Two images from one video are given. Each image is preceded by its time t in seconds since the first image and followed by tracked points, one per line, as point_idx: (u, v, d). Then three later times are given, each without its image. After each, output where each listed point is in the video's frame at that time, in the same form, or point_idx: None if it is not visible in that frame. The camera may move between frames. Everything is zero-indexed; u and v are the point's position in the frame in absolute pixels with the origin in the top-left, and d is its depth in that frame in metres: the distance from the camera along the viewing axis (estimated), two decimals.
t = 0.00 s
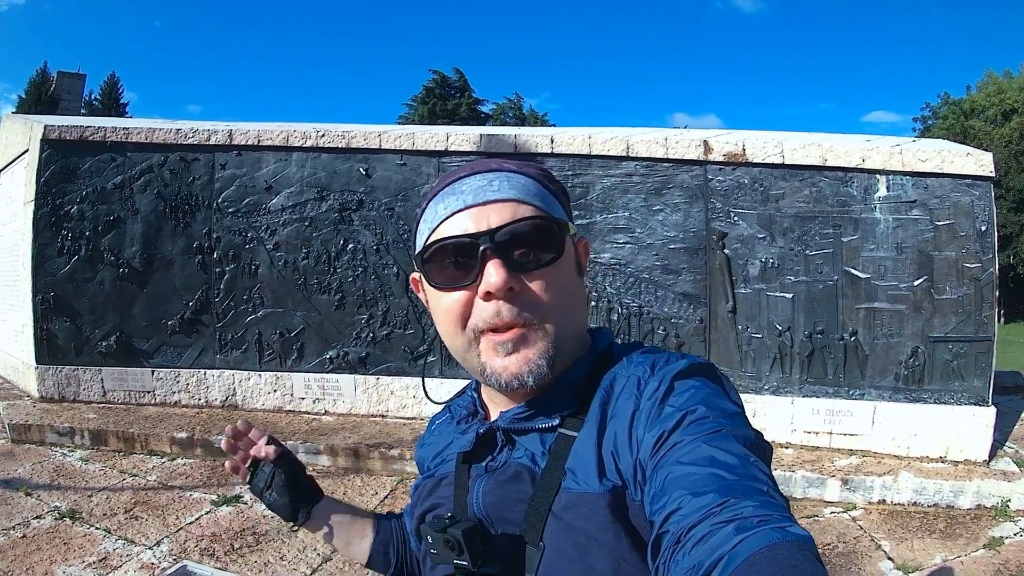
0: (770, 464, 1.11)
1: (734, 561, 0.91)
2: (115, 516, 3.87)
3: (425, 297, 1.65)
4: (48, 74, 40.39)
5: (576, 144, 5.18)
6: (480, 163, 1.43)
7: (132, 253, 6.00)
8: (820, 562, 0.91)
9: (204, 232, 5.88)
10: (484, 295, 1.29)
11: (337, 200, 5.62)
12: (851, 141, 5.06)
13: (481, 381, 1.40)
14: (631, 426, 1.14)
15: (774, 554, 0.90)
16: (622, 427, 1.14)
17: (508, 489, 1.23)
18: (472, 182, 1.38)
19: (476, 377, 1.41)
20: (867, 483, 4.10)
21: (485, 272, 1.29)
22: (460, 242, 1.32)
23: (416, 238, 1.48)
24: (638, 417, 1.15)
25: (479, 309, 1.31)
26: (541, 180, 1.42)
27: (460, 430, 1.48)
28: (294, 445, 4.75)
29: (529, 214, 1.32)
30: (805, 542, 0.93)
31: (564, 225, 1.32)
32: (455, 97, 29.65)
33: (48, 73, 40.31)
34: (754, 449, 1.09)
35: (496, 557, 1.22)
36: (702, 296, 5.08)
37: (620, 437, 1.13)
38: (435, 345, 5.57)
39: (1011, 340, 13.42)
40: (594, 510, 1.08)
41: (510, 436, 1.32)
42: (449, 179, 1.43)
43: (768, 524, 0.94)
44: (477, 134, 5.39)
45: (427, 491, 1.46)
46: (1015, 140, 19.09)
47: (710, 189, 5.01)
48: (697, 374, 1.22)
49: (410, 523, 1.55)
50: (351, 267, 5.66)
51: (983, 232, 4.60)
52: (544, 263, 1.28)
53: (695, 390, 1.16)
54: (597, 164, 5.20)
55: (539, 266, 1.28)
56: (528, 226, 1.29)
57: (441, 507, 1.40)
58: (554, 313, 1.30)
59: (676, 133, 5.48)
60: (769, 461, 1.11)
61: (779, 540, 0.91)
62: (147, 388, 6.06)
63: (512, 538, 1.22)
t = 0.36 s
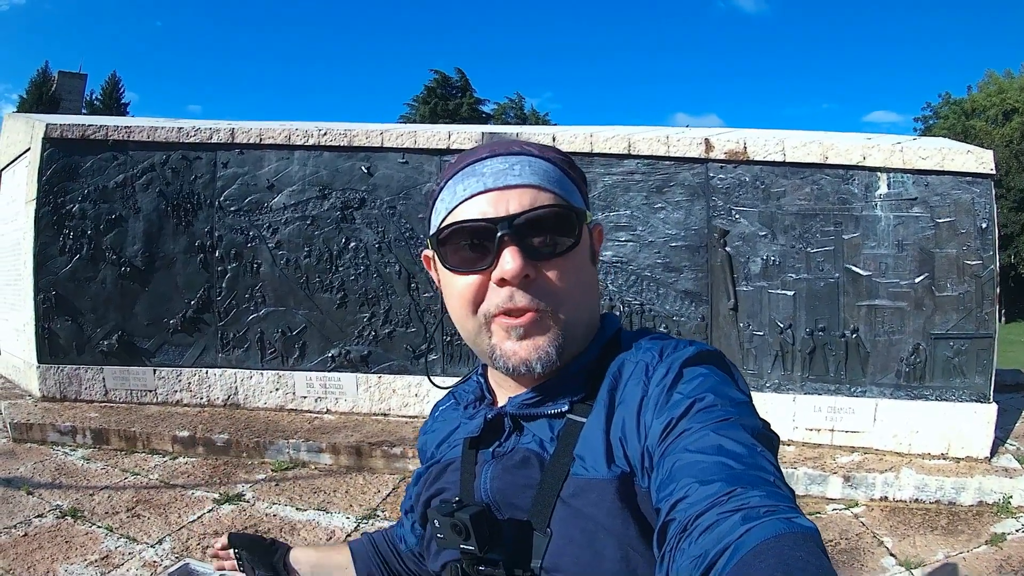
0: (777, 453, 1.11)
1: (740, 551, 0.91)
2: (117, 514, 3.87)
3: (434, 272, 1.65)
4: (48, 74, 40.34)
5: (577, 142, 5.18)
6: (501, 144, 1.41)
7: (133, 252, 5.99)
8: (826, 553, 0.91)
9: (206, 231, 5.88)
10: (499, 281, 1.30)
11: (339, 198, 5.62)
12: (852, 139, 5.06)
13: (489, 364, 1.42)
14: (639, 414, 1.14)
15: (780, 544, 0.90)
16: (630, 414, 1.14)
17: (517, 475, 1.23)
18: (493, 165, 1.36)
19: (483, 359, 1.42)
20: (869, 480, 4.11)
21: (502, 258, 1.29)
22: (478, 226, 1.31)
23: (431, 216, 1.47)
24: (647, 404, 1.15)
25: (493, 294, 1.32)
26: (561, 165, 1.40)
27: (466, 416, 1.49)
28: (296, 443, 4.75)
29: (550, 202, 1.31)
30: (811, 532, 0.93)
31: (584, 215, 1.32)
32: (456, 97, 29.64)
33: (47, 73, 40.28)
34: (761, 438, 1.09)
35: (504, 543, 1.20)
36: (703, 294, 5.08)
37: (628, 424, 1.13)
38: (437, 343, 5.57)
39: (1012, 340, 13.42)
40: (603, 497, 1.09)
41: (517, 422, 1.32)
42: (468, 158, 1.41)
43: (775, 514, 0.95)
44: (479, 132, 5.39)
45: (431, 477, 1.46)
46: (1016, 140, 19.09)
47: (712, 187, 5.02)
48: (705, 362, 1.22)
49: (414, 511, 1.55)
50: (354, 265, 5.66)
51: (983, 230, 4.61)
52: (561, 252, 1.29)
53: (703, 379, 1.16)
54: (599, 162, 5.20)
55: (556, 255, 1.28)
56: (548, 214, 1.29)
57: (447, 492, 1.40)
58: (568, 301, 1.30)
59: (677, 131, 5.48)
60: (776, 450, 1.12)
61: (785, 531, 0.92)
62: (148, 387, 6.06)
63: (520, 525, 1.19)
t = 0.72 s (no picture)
0: (765, 458, 1.12)
1: (731, 556, 0.91)
2: (117, 513, 3.87)
3: (419, 278, 1.65)
4: (49, 72, 40.34)
5: (578, 142, 5.18)
6: (487, 151, 1.41)
7: (134, 251, 5.99)
8: (816, 557, 0.91)
9: (207, 230, 5.88)
10: (484, 293, 1.30)
11: (340, 198, 5.61)
12: (853, 139, 5.06)
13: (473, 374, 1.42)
14: (626, 420, 1.14)
15: (772, 548, 0.90)
16: (617, 420, 1.14)
17: (503, 482, 1.23)
18: (479, 174, 1.36)
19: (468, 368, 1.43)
20: (869, 481, 4.11)
21: (487, 270, 1.30)
22: (463, 237, 1.32)
23: (417, 224, 1.48)
24: (633, 410, 1.15)
25: (478, 306, 1.32)
26: (548, 173, 1.40)
27: (452, 423, 1.49)
28: (296, 443, 4.75)
29: (535, 213, 1.32)
30: (802, 536, 0.93)
31: (570, 225, 1.32)
32: (457, 96, 29.64)
33: (49, 71, 40.28)
34: (749, 443, 1.10)
35: (491, 553, 1.19)
36: (704, 294, 5.08)
37: (616, 431, 1.13)
38: (437, 343, 5.57)
39: (1013, 340, 13.41)
40: (590, 503, 1.09)
41: (503, 430, 1.33)
42: (455, 166, 1.41)
43: (764, 518, 0.95)
44: (480, 132, 5.39)
45: (419, 484, 1.46)
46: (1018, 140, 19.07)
47: (713, 187, 5.02)
48: (692, 368, 1.23)
49: (403, 518, 1.56)
50: (354, 265, 5.66)
51: (984, 231, 4.61)
52: (546, 263, 1.29)
53: (690, 384, 1.17)
54: (600, 162, 5.20)
55: (542, 267, 1.29)
56: (533, 226, 1.29)
57: (433, 500, 1.40)
58: (553, 312, 1.31)
59: (678, 131, 5.48)
60: (765, 455, 1.12)
61: (776, 535, 0.92)
62: (149, 386, 6.06)
63: (506, 533, 1.18)
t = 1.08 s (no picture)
0: (757, 458, 1.12)
1: (722, 556, 0.91)
2: (117, 514, 3.87)
3: (413, 274, 1.64)
4: (49, 73, 40.31)
5: (577, 142, 5.19)
6: (491, 144, 1.42)
7: (134, 252, 6.00)
8: (807, 558, 0.91)
9: (206, 231, 5.88)
10: (488, 285, 1.29)
11: (339, 198, 5.61)
12: (852, 138, 5.06)
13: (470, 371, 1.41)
14: (619, 417, 1.14)
15: (763, 549, 0.90)
16: (610, 418, 1.14)
17: (494, 479, 1.23)
18: (484, 165, 1.37)
19: (466, 365, 1.42)
20: (869, 479, 4.10)
21: (492, 262, 1.29)
22: (467, 228, 1.32)
23: (416, 214, 1.47)
24: (626, 408, 1.15)
25: (480, 299, 1.31)
26: (550, 168, 1.42)
27: (442, 418, 1.49)
28: (296, 443, 4.75)
29: (539, 206, 1.33)
30: (793, 538, 0.93)
31: (574, 219, 1.33)
32: (458, 97, 29.66)
33: (49, 72, 40.26)
34: (742, 443, 1.10)
35: (482, 549, 1.19)
36: (703, 294, 5.08)
37: (608, 429, 1.13)
38: (437, 343, 5.57)
39: (1013, 339, 13.42)
40: (582, 501, 1.08)
41: (495, 426, 1.33)
42: (458, 157, 1.42)
43: (756, 520, 0.95)
44: (479, 132, 5.39)
45: (408, 480, 1.46)
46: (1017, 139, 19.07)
47: (712, 186, 5.02)
48: (686, 367, 1.23)
49: (393, 514, 1.55)
50: (354, 265, 5.66)
51: (984, 229, 4.61)
52: (550, 257, 1.29)
53: (684, 383, 1.17)
54: (599, 162, 5.21)
55: (548, 260, 1.29)
56: (538, 219, 1.29)
57: (423, 495, 1.40)
58: (555, 308, 1.31)
59: (678, 130, 5.48)
60: (757, 455, 1.12)
61: (768, 537, 0.92)
62: (149, 387, 6.06)
63: (498, 530, 1.19)
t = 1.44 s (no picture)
0: (761, 457, 1.11)
1: (731, 559, 0.91)
2: (116, 512, 3.87)
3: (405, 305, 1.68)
4: (50, 69, 40.26)
5: (579, 142, 5.18)
6: (412, 178, 1.44)
7: (135, 250, 6.00)
8: (816, 559, 0.91)
9: (207, 230, 5.88)
10: (427, 312, 1.30)
11: (341, 198, 5.61)
12: (854, 139, 5.06)
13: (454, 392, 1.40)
14: (620, 420, 1.13)
15: (772, 551, 0.90)
16: (611, 421, 1.13)
17: (494, 481, 1.24)
18: (403, 201, 1.40)
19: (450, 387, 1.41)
20: (868, 481, 4.10)
21: (424, 290, 1.30)
22: (397, 263, 1.34)
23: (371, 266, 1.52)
24: (627, 410, 1.14)
25: (428, 326, 1.32)
26: (476, 177, 1.39)
27: (446, 423, 1.50)
28: (296, 442, 4.75)
29: (459, 222, 1.32)
30: (802, 538, 0.93)
31: (500, 224, 1.30)
32: (460, 96, 29.66)
33: (50, 69, 40.21)
34: (745, 443, 1.09)
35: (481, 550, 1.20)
36: (704, 295, 5.08)
37: (609, 431, 1.13)
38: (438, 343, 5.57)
39: (1014, 341, 13.42)
40: (580, 504, 1.09)
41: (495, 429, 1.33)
42: (385, 202, 1.46)
43: (764, 521, 0.95)
44: (481, 132, 5.39)
45: (413, 485, 1.47)
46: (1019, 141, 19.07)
47: (714, 187, 5.01)
48: (687, 367, 1.22)
49: (398, 517, 1.57)
50: (354, 265, 5.66)
51: (985, 231, 4.61)
52: (481, 269, 1.25)
53: (685, 384, 1.15)
54: (601, 162, 5.20)
55: (478, 273, 1.25)
56: (458, 236, 1.28)
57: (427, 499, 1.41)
58: (503, 318, 1.26)
59: (680, 131, 5.48)
60: (760, 454, 1.12)
61: (777, 538, 0.92)
62: (149, 385, 6.06)
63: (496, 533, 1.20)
